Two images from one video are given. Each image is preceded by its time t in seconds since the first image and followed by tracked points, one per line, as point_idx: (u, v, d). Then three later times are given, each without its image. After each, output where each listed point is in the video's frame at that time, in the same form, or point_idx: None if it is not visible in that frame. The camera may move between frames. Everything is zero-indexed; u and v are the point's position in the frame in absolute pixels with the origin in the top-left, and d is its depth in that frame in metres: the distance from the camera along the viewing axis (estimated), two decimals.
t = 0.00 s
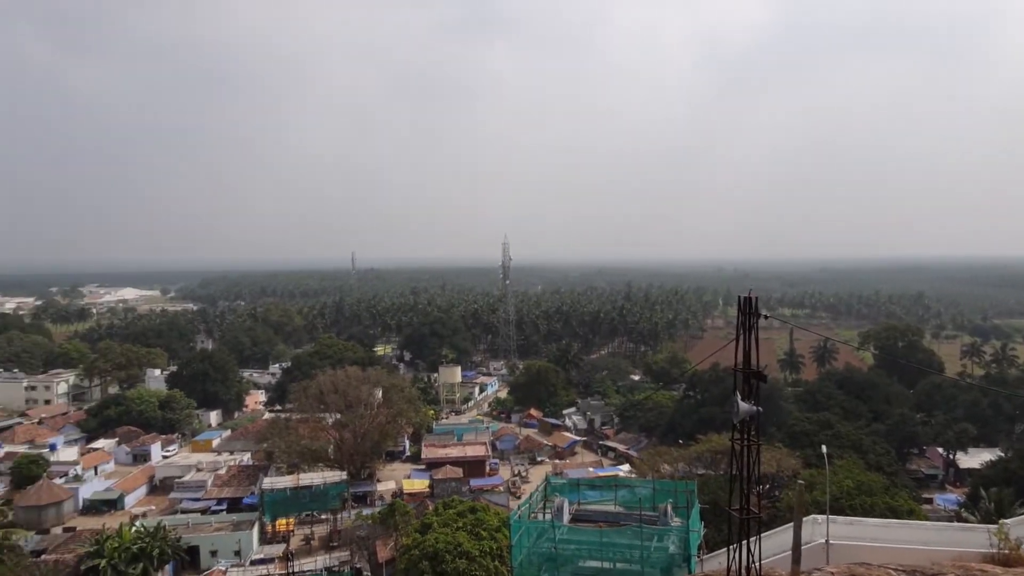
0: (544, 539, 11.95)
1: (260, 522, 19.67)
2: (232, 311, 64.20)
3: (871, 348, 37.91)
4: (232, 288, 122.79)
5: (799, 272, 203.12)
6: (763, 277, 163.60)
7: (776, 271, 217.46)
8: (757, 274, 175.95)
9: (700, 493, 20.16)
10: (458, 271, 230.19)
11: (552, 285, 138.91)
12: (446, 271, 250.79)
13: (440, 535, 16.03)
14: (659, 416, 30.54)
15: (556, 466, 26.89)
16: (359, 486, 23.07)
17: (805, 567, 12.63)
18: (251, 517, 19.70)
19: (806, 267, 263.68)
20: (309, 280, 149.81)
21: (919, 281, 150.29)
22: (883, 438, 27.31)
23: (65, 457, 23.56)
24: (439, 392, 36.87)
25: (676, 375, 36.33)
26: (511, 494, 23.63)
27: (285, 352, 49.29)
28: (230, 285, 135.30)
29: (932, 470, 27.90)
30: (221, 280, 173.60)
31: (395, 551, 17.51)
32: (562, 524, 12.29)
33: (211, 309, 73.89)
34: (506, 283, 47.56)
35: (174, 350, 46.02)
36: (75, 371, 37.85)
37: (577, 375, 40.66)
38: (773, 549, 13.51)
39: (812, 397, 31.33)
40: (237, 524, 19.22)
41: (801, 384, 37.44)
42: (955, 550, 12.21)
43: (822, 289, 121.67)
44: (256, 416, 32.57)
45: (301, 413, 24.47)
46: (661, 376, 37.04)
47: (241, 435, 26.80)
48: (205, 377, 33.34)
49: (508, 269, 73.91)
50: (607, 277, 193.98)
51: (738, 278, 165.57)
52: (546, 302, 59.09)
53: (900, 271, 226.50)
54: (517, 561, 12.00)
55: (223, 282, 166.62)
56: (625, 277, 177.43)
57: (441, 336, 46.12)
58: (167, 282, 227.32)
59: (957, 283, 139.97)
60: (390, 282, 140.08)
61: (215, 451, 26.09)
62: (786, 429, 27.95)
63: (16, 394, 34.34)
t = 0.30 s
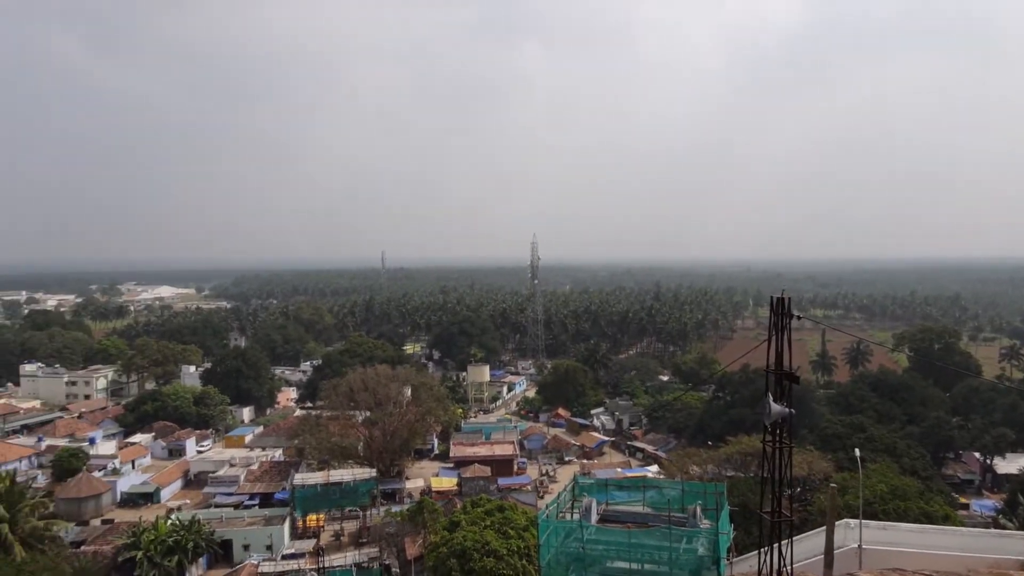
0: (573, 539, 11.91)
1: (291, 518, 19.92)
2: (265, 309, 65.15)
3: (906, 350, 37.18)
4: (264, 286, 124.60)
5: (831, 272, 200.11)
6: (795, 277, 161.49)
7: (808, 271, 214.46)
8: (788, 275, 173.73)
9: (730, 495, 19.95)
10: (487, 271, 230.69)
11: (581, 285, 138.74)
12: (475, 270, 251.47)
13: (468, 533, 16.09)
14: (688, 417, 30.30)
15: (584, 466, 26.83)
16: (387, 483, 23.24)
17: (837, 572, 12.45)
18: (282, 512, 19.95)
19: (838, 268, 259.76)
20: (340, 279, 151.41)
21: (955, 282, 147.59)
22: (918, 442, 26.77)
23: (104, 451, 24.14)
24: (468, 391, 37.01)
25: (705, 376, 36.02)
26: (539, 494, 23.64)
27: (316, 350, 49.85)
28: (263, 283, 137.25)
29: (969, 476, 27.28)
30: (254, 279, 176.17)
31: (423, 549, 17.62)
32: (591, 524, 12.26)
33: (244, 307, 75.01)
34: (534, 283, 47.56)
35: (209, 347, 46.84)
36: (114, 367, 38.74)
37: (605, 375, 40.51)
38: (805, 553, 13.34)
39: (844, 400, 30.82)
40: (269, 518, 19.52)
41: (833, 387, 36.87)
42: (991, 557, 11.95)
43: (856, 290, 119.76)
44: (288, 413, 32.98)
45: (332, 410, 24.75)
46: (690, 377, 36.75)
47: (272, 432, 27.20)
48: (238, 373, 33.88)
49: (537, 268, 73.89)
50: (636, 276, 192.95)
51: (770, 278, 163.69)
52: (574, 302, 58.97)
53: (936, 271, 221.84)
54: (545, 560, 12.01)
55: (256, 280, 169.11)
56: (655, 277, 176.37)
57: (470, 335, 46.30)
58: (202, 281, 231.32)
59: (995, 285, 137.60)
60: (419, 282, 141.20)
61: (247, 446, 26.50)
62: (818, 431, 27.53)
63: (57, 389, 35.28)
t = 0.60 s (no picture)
0: (603, 541, 11.88)
1: (323, 515, 20.13)
2: (298, 309, 65.99)
3: (945, 355, 36.32)
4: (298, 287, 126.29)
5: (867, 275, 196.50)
6: (829, 280, 158.99)
7: (844, 274, 210.85)
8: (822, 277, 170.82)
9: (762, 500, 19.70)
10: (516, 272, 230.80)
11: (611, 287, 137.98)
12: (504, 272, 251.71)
13: (497, 534, 16.12)
14: (719, 421, 29.98)
15: (614, 469, 26.70)
16: (418, 483, 23.37)
17: None
18: (314, 510, 20.20)
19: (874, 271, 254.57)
20: (372, 280, 152.72)
21: (995, 286, 143.81)
22: (957, 449, 26.13)
23: (142, 447, 24.65)
24: (498, 392, 37.06)
25: (737, 380, 35.60)
26: (568, 496, 23.56)
27: (348, 350, 50.33)
28: (297, 284, 139.09)
29: (1011, 485, 26.54)
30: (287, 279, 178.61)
31: (453, 549, 17.67)
32: (621, 527, 12.19)
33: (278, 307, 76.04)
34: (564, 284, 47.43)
35: (243, 346, 47.56)
36: (153, 365, 39.56)
37: (635, 377, 40.26)
38: (840, 561, 13.13)
39: (881, 405, 30.22)
40: (301, 516, 19.77)
41: (869, 392, 36.17)
42: None
43: (892, 292, 117.38)
44: (320, 413, 33.36)
45: (363, 409, 24.98)
46: (722, 381, 36.34)
47: (305, 430, 27.53)
48: (272, 373, 34.38)
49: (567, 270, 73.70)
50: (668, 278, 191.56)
51: (803, 280, 161.11)
52: (604, 304, 58.69)
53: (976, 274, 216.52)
54: (575, 562, 12.01)
55: (290, 281, 171.38)
56: (685, 279, 174.83)
57: (500, 336, 46.35)
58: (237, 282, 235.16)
59: None
60: (450, 283, 141.71)
61: (280, 444, 26.89)
62: (853, 437, 27.04)
63: (98, 386, 36.18)
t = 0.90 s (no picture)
0: (642, 544, 11.79)
1: (363, 512, 20.37)
2: (340, 308, 66.98)
3: (998, 360, 35.14)
4: (339, 286, 127.96)
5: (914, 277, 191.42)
6: (875, 282, 155.37)
7: (891, 275, 205.53)
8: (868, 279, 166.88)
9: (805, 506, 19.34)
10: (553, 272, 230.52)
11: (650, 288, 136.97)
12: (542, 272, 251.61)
13: (535, 534, 16.13)
14: (761, 424, 29.52)
15: (653, 471, 26.48)
16: (457, 481, 23.50)
17: None
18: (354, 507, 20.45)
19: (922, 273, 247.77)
20: (412, 279, 154.15)
21: None
22: (1010, 457, 25.28)
23: (190, 441, 25.29)
24: (536, 392, 37.06)
25: (779, 383, 35.00)
26: (606, 497, 23.44)
27: (388, 348, 50.90)
28: (338, 283, 140.91)
29: None
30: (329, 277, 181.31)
31: (491, 547, 17.73)
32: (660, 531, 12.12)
33: (320, 306, 77.22)
34: (604, 284, 47.19)
35: (287, 344, 48.42)
36: (200, 361, 40.55)
37: (675, 379, 39.87)
38: (886, 569, 12.82)
39: (929, 412, 29.39)
40: (342, 512, 20.04)
41: (917, 397, 35.20)
42: None
43: (941, 295, 114.24)
44: (361, 410, 33.81)
45: (403, 408, 25.21)
46: (764, 383, 35.77)
47: (346, 428, 27.91)
48: (315, 370, 34.94)
49: (606, 271, 73.35)
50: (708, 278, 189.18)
51: (848, 282, 157.83)
52: (644, 305, 58.23)
53: None
54: (614, 564, 11.97)
55: (332, 279, 173.64)
56: (726, 280, 172.57)
57: (538, 337, 46.36)
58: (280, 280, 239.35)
59: None
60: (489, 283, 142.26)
61: (322, 441, 27.31)
62: (900, 443, 26.36)
63: (149, 381, 37.26)
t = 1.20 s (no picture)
0: (678, 547, 11.71)
1: (399, 509, 20.56)
2: (378, 308, 67.73)
3: None
4: (377, 286, 129.27)
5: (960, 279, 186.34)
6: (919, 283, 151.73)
7: (936, 276, 200.20)
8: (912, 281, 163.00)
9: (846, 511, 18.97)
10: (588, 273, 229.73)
11: (687, 289, 135.88)
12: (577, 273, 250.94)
13: (570, 535, 16.11)
14: (801, 428, 29.03)
15: (689, 473, 26.24)
16: (492, 481, 23.56)
17: None
18: (391, 504, 20.65)
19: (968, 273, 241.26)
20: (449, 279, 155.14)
21: None
22: None
23: (233, 438, 25.83)
24: (572, 393, 37.02)
25: (820, 386, 34.36)
26: (642, 499, 23.30)
27: (425, 348, 51.31)
28: (376, 283, 142.34)
29: None
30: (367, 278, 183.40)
31: (526, 547, 17.75)
32: (697, 534, 12.03)
33: (358, 306, 78.21)
34: (640, 285, 46.90)
35: (326, 343, 49.15)
36: (242, 360, 41.37)
37: (713, 381, 39.43)
38: None
39: (976, 417, 28.58)
40: (379, 509, 20.27)
41: (964, 402, 34.24)
42: None
43: (988, 297, 111.04)
44: (398, 409, 34.14)
45: (440, 407, 25.40)
46: (803, 386, 35.17)
47: (384, 426, 28.21)
48: (353, 369, 35.39)
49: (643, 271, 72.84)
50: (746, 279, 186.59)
51: (891, 283, 154.45)
52: (681, 306, 57.69)
53: None
54: (649, 567, 11.87)
55: (369, 279, 175.45)
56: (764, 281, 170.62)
57: (574, 337, 46.26)
58: (319, 280, 242.70)
59: None
60: (525, 283, 142.48)
61: (360, 439, 27.66)
62: (946, 449, 25.69)
63: (194, 378, 38.16)
